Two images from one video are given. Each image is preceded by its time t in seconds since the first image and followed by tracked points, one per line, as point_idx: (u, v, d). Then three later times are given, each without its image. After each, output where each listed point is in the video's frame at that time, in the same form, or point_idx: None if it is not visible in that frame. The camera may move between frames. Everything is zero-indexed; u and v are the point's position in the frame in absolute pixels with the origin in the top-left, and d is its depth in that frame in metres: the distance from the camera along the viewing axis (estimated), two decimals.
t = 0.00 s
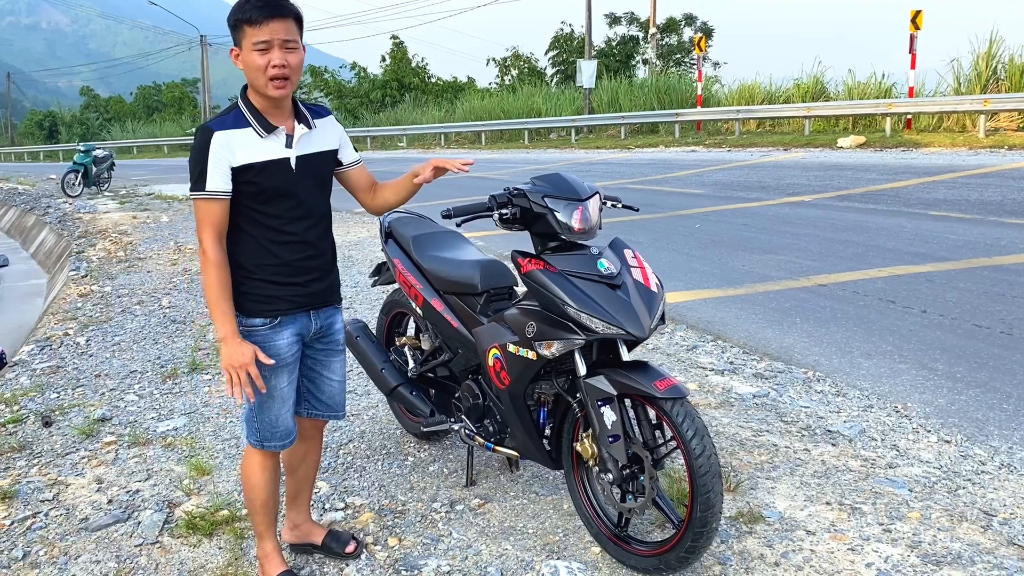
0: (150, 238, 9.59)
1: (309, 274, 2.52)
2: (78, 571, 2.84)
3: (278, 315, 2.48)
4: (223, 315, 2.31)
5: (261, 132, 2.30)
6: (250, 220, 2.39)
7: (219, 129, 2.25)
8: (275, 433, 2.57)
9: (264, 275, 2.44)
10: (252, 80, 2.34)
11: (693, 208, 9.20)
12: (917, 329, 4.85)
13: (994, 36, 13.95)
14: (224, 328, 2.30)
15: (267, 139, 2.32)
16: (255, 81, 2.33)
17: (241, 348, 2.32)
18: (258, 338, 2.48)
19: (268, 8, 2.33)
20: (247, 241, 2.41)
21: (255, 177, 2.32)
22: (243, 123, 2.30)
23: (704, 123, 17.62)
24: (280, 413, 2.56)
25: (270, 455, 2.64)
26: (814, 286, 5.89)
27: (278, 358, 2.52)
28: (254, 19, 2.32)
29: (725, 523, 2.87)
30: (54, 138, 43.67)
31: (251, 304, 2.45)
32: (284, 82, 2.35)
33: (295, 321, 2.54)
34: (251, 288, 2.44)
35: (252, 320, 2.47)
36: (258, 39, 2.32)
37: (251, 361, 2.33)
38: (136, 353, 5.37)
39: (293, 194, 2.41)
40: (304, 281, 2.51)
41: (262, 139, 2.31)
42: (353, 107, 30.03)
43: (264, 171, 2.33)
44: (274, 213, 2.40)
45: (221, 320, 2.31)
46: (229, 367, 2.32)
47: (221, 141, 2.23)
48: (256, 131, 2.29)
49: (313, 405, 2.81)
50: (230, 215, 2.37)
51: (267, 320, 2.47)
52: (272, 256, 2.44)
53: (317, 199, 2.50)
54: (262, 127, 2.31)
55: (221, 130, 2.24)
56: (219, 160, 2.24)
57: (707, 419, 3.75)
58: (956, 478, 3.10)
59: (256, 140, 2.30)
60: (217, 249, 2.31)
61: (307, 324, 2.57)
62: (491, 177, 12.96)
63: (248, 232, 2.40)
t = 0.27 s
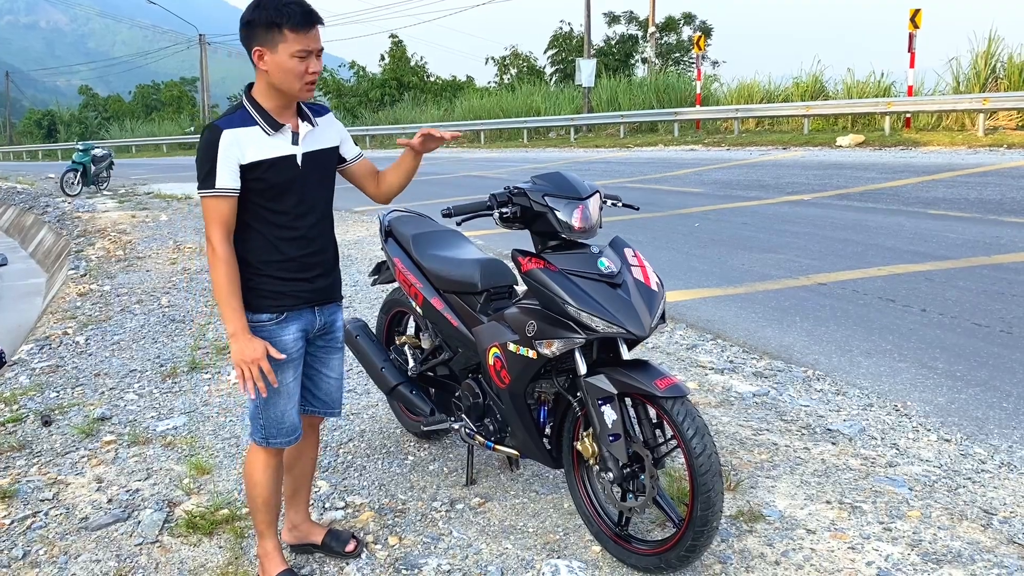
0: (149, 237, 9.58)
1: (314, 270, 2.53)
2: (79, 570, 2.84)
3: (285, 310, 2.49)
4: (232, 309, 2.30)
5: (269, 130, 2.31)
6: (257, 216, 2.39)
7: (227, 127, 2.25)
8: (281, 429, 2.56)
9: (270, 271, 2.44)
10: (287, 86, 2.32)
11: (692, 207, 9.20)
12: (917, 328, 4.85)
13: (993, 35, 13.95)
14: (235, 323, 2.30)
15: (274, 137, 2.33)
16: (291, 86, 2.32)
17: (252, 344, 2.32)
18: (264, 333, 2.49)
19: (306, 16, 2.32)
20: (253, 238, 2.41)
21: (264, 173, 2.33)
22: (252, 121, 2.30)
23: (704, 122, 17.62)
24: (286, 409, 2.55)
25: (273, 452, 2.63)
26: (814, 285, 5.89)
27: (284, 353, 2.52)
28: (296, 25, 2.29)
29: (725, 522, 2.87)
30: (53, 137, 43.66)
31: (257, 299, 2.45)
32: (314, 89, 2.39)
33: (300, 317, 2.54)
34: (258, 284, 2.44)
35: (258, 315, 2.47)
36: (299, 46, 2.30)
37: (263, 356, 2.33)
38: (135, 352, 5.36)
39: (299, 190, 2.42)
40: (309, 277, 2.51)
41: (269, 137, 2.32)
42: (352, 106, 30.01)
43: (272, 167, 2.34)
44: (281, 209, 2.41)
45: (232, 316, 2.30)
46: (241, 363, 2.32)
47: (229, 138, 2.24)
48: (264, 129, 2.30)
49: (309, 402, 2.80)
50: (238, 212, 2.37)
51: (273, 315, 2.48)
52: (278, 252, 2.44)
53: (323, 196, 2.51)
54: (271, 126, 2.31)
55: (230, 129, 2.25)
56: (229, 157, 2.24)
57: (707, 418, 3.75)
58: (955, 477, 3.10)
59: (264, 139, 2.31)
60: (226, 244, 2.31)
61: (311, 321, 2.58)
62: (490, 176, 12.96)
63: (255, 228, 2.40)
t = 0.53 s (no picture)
0: (148, 235, 9.57)
1: (319, 266, 2.53)
2: (79, 569, 2.84)
3: (294, 306, 2.49)
4: (245, 305, 2.31)
5: (277, 129, 2.30)
6: (265, 213, 2.38)
7: (238, 124, 2.24)
8: (289, 425, 2.56)
9: (278, 268, 2.44)
10: (297, 86, 2.32)
11: (692, 205, 9.19)
12: (917, 326, 4.85)
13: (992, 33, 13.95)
14: (248, 319, 2.32)
15: (283, 136, 2.33)
16: (302, 88, 2.33)
17: (266, 338, 2.36)
18: (273, 329, 2.49)
19: (322, 18, 2.33)
20: (261, 234, 2.40)
21: (273, 170, 2.33)
22: (262, 119, 2.30)
23: (703, 121, 17.61)
24: (294, 405, 2.56)
25: (278, 450, 2.62)
26: (814, 283, 5.89)
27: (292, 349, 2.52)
28: (312, 28, 2.30)
29: (725, 520, 2.87)
30: (52, 136, 43.59)
31: (265, 296, 2.45)
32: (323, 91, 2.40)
33: (306, 313, 2.54)
34: (267, 280, 2.44)
35: (266, 311, 2.46)
36: (314, 48, 2.31)
37: (278, 350, 2.37)
38: (135, 351, 5.36)
39: (304, 187, 2.42)
40: (315, 273, 2.51)
41: (278, 135, 2.31)
42: (351, 105, 29.98)
43: (281, 164, 2.34)
44: (288, 206, 2.41)
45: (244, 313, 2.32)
46: (256, 358, 2.35)
47: (241, 136, 2.23)
48: (274, 128, 2.30)
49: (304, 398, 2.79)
50: (248, 210, 2.35)
51: (282, 310, 2.48)
52: (285, 249, 2.44)
53: (326, 192, 2.52)
54: (279, 124, 2.31)
55: (242, 126, 2.24)
56: (241, 155, 2.24)
57: (707, 416, 3.75)
58: (955, 475, 3.10)
59: (274, 138, 2.30)
60: (238, 240, 2.30)
61: (316, 317, 2.58)
62: (490, 175, 12.95)
63: (263, 225, 2.39)
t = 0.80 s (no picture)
0: (147, 235, 9.56)
1: (319, 265, 2.53)
2: (79, 570, 2.83)
3: (294, 303, 2.49)
4: (252, 300, 2.30)
5: (278, 128, 2.30)
6: (267, 211, 2.38)
7: (241, 122, 2.25)
8: (291, 423, 2.56)
9: (280, 265, 2.44)
10: (297, 86, 2.32)
11: (691, 204, 9.19)
12: (917, 325, 4.85)
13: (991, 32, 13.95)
14: (257, 313, 2.31)
15: (283, 135, 2.32)
16: (302, 88, 2.33)
17: (276, 330, 2.35)
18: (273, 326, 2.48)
19: (324, 19, 2.33)
20: (262, 233, 2.40)
21: (275, 168, 2.33)
22: (264, 118, 2.29)
23: (702, 119, 17.60)
24: (296, 402, 2.55)
25: (280, 449, 2.62)
26: (813, 282, 5.89)
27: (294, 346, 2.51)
28: (314, 28, 2.30)
29: (725, 520, 2.87)
30: (50, 135, 43.51)
31: (267, 294, 2.44)
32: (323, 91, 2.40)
33: (306, 311, 2.54)
34: (270, 278, 2.43)
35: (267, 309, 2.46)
36: (316, 49, 2.31)
37: (288, 340, 2.36)
38: (134, 351, 5.35)
39: (305, 186, 2.42)
40: (314, 271, 2.51)
41: (279, 134, 2.31)
42: (350, 104, 29.96)
43: (282, 162, 2.34)
44: (289, 204, 2.40)
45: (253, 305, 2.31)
46: (268, 349, 2.34)
47: (244, 133, 2.23)
48: (275, 127, 2.29)
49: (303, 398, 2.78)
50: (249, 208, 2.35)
51: (284, 308, 2.48)
52: (286, 247, 2.44)
53: (325, 191, 2.51)
54: (280, 123, 2.31)
55: (244, 123, 2.24)
56: (243, 152, 2.24)
57: (707, 415, 3.75)
58: (955, 474, 3.10)
59: (275, 137, 2.30)
60: (241, 237, 2.30)
61: (316, 315, 2.58)
62: (489, 174, 12.95)
63: (264, 223, 2.39)
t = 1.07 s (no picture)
0: (146, 234, 9.55)
1: (316, 263, 2.51)
2: (79, 570, 2.83)
3: (289, 301, 2.48)
4: (241, 297, 2.30)
5: (277, 126, 2.31)
6: (263, 209, 2.37)
7: (238, 119, 2.26)
8: (288, 421, 2.55)
9: (275, 263, 2.43)
10: (293, 83, 2.30)
11: (690, 202, 9.19)
12: (916, 323, 4.84)
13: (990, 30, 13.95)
14: (244, 309, 2.30)
15: (282, 133, 2.32)
16: (296, 84, 2.31)
17: (260, 328, 2.35)
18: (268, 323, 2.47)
19: (318, 16, 2.32)
20: (258, 231, 2.39)
21: (271, 165, 2.32)
22: (262, 115, 2.30)
23: (701, 117, 17.59)
24: (291, 400, 2.55)
25: (279, 446, 2.61)
26: (813, 280, 5.89)
27: (288, 344, 2.51)
28: (308, 24, 2.28)
29: (726, 519, 2.86)
30: (49, 134, 43.44)
31: (262, 291, 2.44)
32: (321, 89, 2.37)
33: (302, 309, 2.53)
34: (264, 276, 2.42)
35: (261, 307, 2.45)
36: (309, 45, 2.29)
37: (272, 338, 2.37)
38: (133, 350, 5.34)
39: (303, 185, 2.41)
40: (310, 270, 2.49)
41: (277, 133, 2.31)
42: (348, 103, 29.93)
43: (278, 161, 2.33)
44: (285, 202, 2.39)
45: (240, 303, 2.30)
46: (251, 346, 2.34)
47: (239, 130, 2.24)
48: (273, 125, 2.30)
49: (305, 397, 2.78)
50: (245, 205, 2.35)
51: (278, 306, 2.47)
52: (281, 245, 2.43)
53: (325, 191, 2.50)
54: (279, 121, 2.31)
55: (241, 121, 2.25)
56: (239, 148, 2.24)
57: (707, 413, 3.74)
58: (957, 472, 3.10)
59: (273, 134, 2.30)
60: (235, 235, 2.30)
61: (313, 313, 2.57)
62: (488, 172, 12.94)
63: (259, 221, 2.38)
